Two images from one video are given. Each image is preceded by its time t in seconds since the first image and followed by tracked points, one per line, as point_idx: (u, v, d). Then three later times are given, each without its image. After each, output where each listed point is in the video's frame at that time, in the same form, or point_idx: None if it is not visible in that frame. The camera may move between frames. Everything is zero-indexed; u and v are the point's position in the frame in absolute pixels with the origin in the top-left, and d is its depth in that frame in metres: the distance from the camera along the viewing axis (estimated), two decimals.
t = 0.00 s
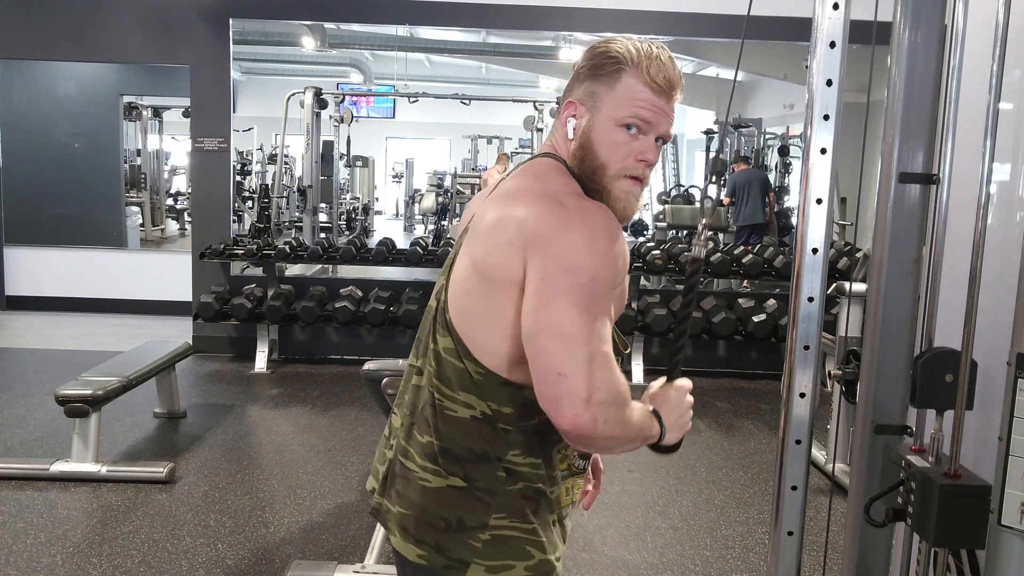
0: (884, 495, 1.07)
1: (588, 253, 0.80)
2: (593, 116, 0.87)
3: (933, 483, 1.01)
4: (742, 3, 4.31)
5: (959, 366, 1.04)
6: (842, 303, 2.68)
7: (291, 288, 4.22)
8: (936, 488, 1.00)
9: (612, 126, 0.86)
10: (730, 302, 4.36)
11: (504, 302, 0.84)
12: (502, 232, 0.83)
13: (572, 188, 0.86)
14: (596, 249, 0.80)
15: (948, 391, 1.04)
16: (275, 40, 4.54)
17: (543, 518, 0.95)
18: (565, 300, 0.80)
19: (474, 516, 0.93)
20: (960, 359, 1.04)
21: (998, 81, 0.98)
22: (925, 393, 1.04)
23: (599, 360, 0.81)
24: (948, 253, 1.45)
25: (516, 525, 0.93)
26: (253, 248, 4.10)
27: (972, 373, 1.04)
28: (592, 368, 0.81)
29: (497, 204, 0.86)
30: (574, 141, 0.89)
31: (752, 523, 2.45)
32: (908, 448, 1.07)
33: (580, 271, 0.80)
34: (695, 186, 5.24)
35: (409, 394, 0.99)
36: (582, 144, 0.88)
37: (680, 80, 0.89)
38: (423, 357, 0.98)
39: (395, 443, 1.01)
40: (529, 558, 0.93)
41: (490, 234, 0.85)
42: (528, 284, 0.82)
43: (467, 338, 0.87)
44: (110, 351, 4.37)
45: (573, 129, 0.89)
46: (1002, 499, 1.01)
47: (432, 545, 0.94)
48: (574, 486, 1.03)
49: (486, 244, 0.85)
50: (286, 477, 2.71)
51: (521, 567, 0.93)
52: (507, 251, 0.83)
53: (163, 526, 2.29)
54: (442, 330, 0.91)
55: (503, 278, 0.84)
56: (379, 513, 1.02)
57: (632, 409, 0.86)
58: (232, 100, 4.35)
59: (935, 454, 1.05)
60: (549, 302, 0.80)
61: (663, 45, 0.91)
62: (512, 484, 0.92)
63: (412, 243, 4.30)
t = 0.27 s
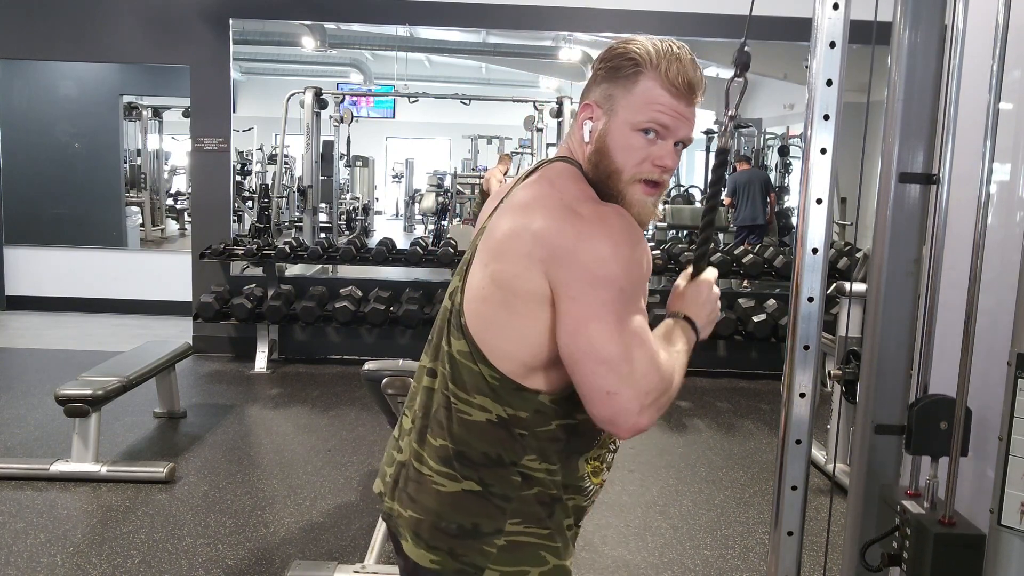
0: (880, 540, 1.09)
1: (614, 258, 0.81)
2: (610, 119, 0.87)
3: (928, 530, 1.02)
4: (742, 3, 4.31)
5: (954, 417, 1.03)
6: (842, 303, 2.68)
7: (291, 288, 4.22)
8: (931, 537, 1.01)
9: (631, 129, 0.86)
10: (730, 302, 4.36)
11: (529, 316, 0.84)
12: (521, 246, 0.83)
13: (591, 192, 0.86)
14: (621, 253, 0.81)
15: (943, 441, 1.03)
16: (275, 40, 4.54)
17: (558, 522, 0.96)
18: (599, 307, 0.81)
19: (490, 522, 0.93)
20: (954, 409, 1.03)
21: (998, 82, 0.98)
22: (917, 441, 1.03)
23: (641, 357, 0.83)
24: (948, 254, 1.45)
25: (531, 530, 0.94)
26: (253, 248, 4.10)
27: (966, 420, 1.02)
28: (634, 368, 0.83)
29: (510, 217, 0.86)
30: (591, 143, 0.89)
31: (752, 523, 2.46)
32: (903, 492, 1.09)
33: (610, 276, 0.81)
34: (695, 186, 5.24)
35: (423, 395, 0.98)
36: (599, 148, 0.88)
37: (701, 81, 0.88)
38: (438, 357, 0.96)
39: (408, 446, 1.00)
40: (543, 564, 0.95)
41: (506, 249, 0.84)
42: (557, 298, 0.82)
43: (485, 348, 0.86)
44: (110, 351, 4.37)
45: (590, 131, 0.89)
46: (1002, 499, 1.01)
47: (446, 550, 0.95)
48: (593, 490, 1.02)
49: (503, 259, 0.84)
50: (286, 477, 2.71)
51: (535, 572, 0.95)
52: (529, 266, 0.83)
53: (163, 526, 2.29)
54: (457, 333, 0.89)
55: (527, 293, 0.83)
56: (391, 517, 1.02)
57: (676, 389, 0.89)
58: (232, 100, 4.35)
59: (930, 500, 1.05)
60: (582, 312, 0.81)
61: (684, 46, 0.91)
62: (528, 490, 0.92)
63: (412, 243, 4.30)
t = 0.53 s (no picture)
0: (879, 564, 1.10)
1: (625, 247, 0.81)
2: (614, 113, 0.87)
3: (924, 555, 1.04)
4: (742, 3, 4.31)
5: (950, 444, 1.03)
6: (842, 303, 2.68)
7: (291, 288, 4.22)
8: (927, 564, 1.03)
9: (635, 122, 0.86)
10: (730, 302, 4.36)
11: (546, 317, 0.84)
12: (529, 249, 0.83)
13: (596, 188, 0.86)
14: (632, 238, 0.81)
15: (943, 467, 1.03)
16: (275, 40, 4.54)
17: (565, 529, 0.96)
18: (620, 295, 0.81)
19: (497, 528, 0.93)
20: (951, 437, 1.03)
21: (998, 82, 0.98)
22: (916, 469, 1.04)
23: (672, 334, 0.83)
24: (948, 254, 1.45)
25: (539, 535, 0.94)
26: (253, 248, 4.10)
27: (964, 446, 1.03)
28: (666, 346, 0.82)
29: (515, 220, 0.86)
30: (595, 138, 0.89)
31: (753, 524, 2.45)
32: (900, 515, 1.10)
33: (626, 264, 0.81)
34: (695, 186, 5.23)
35: (430, 398, 0.99)
36: (604, 142, 0.88)
37: (705, 72, 0.88)
38: (446, 360, 0.96)
39: (415, 450, 1.00)
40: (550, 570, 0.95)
41: (515, 253, 0.84)
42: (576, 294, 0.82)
43: (497, 351, 0.86)
44: (110, 351, 4.37)
45: (595, 126, 0.89)
46: (1002, 499, 1.01)
47: (452, 556, 0.95)
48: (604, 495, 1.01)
49: (513, 263, 0.84)
50: (286, 478, 2.71)
51: None
52: (541, 267, 0.83)
53: (163, 526, 2.29)
54: (466, 335, 0.89)
55: (542, 293, 0.83)
56: (396, 522, 1.02)
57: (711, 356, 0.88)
58: (232, 100, 4.35)
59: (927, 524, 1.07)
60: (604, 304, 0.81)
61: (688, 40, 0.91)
62: (537, 494, 0.92)
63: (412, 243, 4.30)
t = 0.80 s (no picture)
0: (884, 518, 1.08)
1: (616, 263, 0.79)
2: (623, 118, 0.87)
3: (930, 509, 0.99)
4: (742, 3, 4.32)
5: (957, 393, 1.03)
6: (842, 303, 2.69)
7: (291, 288, 4.22)
8: (933, 515, 0.99)
9: (644, 129, 0.86)
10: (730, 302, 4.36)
11: (527, 318, 0.84)
12: (524, 246, 0.83)
13: (600, 192, 0.86)
14: (624, 257, 0.79)
15: (944, 419, 1.03)
16: (275, 40, 4.54)
17: (560, 535, 0.95)
18: (596, 313, 0.79)
19: (490, 531, 0.93)
20: (956, 386, 1.03)
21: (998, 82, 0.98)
22: (921, 419, 1.03)
23: (631, 370, 0.81)
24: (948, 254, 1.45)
25: (531, 540, 0.94)
26: (253, 248, 4.10)
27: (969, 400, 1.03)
28: (622, 386, 0.81)
29: (517, 217, 0.85)
30: (603, 143, 0.89)
31: (753, 524, 2.46)
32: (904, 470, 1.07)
33: (610, 281, 0.79)
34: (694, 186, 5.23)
35: (428, 399, 1.00)
36: (611, 146, 0.88)
37: (717, 80, 0.87)
38: (444, 362, 0.97)
39: (414, 450, 1.01)
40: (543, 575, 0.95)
41: (511, 248, 0.84)
42: (553, 301, 0.81)
43: (486, 351, 0.87)
44: (110, 351, 4.37)
45: (603, 130, 0.89)
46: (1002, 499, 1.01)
47: (444, 557, 0.95)
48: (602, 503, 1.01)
49: (507, 258, 0.84)
50: (286, 478, 2.71)
51: None
52: (531, 267, 0.82)
53: (163, 526, 2.29)
54: (461, 336, 0.90)
55: (527, 293, 0.83)
56: (395, 520, 1.03)
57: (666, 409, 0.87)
58: (232, 100, 4.35)
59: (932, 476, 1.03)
60: (578, 318, 0.79)
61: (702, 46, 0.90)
62: (529, 499, 0.93)
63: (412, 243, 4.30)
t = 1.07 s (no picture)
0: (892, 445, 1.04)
1: (614, 277, 0.78)
2: (643, 138, 0.87)
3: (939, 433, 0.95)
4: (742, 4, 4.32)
5: (965, 317, 1.02)
6: (842, 303, 2.69)
7: (291, 288, 4.23)
8: (941, 439, 0.95)
9: (661, 151, 0.86)
10: (730, 302, 4.36)
11: (521, 319, 0.84)
12: (530, 246, 0.83)
13: (611, 208, 0.85)
14: (622, 276, 0.79)
15: (954, 340, 1.02)
16: (275, 40, 4.54)
17: (543, 534, 0.96)
18: (587, 323, 0.78)
19: (471, 527, 0.93)
20: (965, 310, 1.02)
21: (998, 81, 0.98)
22: (930, 342, 1.03)
23: (607, 393, 0.80)
24: (948, 255, 1.46)
25: (513, 538, 0.94)
26: (253, 248, 4.10)
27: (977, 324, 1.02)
28: (600, 414, 0.80)
29: (526, 219, 0.86)
30: (620, 160, 0.89)
31: (753, 523, 2.46)
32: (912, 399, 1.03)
33: (605, 294, 0.78)
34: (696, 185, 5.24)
35: (419, 393, 1.00)
36: (627, 163, 0.88)
37: (742, 113, 0.86)
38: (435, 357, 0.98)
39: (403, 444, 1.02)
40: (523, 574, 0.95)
41: (517, 247, 0.84)
42: (546, 302, 0.81)
43: (478, 348, 0.87)
44: (109, 351, 4.37)
45: (621, 147, 0.89)
46: (1002, 500, 1.01)
47: (424, 552, 0.95)
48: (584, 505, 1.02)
49: (512, 256, 0.84)
50: (286, 477, 2.71)
51: None
52: (533, 266, 0.82)
53: (163, 526, 2.29)
54: (453, 331, 0.91)
55: (524, 293, 0.83)
56: (381, 512, 1.04)
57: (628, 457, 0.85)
58: (232, 100, 4.35)
59: (940, 403, 0.99)
60: (568, 322, 0.78)
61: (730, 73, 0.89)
62: (511, 497, 0.93)
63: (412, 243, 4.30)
